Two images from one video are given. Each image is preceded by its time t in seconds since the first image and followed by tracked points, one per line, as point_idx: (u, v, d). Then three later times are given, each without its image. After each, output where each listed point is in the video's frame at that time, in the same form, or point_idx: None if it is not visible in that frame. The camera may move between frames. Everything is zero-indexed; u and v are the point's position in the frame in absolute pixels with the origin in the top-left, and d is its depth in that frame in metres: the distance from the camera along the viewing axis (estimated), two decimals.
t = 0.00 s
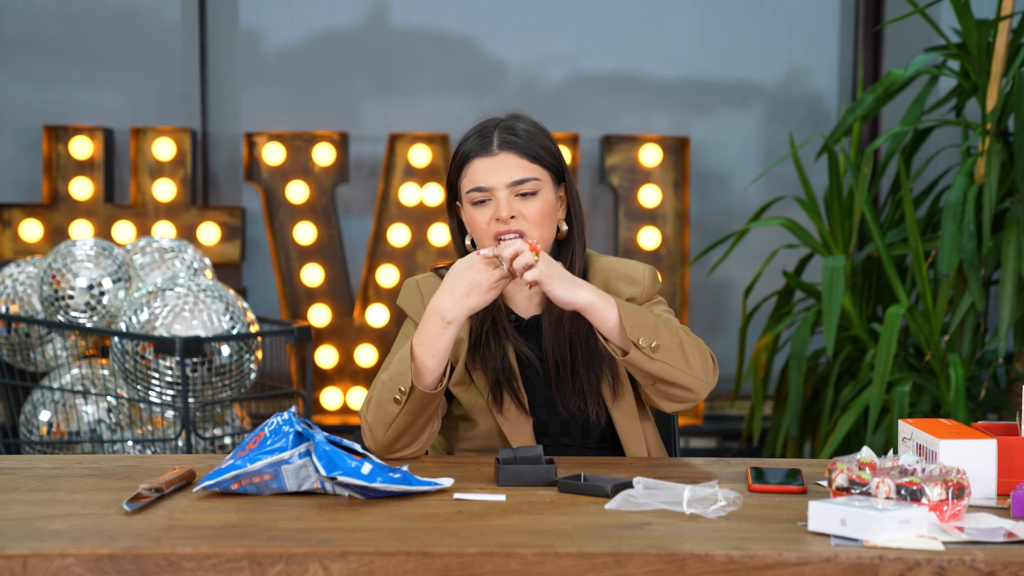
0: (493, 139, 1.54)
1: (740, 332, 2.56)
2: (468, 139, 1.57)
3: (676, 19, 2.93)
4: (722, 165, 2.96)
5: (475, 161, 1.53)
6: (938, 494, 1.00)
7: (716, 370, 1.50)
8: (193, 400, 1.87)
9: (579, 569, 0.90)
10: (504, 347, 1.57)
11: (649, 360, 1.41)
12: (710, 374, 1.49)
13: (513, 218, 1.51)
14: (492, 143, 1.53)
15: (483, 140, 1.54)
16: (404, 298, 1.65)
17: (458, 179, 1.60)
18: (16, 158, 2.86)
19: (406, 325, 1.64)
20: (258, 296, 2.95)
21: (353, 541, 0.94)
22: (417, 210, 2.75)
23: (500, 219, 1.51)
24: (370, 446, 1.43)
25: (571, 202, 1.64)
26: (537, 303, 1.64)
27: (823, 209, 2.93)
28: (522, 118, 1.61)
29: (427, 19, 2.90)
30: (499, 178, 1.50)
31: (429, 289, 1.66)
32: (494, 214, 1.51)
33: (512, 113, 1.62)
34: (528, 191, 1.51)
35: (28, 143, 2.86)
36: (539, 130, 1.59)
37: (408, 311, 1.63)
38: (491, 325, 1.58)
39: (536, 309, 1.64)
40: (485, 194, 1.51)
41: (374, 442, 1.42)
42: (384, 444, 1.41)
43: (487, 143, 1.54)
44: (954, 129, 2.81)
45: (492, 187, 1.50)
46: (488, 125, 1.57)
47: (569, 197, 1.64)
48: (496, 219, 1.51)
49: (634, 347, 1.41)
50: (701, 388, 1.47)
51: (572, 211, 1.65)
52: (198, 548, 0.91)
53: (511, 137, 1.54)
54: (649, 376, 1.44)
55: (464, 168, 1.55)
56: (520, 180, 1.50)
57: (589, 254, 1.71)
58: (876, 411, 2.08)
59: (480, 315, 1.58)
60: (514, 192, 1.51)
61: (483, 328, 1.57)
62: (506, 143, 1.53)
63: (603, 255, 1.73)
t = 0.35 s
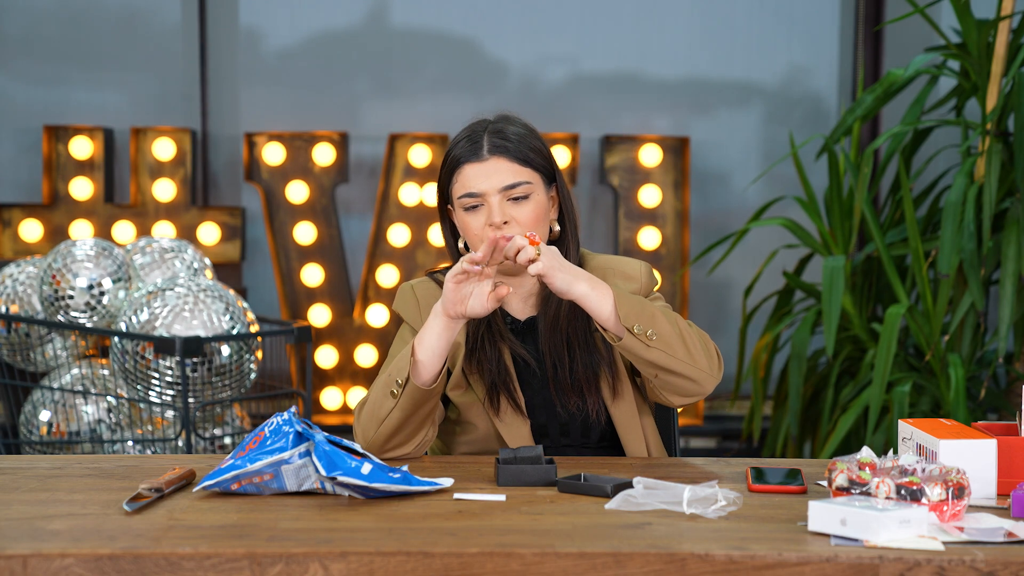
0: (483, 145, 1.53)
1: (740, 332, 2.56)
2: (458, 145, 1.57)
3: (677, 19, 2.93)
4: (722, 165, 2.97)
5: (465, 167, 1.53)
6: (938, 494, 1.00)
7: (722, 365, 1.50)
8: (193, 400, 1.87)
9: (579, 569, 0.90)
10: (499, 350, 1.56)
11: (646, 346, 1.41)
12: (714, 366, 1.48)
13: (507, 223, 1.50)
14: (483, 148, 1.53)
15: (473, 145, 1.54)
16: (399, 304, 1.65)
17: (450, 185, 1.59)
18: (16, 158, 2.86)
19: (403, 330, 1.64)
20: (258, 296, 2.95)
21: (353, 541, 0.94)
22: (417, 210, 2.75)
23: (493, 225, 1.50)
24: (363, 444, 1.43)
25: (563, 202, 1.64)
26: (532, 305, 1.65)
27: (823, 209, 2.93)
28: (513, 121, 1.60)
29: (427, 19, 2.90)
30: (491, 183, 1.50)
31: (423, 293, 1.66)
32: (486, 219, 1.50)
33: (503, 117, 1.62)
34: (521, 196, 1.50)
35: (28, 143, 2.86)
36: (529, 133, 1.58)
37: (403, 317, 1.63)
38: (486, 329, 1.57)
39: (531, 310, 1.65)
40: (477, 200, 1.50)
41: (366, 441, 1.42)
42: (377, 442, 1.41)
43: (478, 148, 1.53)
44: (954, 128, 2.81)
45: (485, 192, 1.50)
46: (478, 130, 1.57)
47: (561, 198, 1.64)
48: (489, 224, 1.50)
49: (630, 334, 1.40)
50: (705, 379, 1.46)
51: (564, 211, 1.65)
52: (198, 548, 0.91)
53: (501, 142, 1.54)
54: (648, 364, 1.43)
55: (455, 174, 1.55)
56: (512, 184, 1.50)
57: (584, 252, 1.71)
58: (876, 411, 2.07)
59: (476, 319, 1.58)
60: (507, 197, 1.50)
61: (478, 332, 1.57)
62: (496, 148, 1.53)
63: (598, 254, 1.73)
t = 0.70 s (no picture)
0: (484, 143, 1.54)
1: (740, 332, 2.56)
2: (459, 143, 1.57)
3: (677, 19, 2.93)
4: (722, 165, 2.96)
5: (466, 165, 1.53)
6: (938, 494, 1.00)
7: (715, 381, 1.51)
8: (193, 400, 1.87)
9: (579, 569, 0.90)
10: (499, 345, 1.57)
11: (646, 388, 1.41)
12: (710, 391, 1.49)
13: (506, 222, 1.49)
14: (484, 147, 1.53)
15: (474, 144, 1.54)
16: (398, 301, 1.65)
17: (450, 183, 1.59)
18: (16, 157, 2.86)
19: (403, 328, 1.64)
20: (257, 296, 2.95)
21: (353, 541, 0.94)
22: (417, 210, 2.75)
23: (492, 224, 1.49)
24: (364, 444, 1.42)
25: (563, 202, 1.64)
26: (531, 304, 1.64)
27: (823, 209, 2.93)
28: (513, 120, 1.60)
29: (427, 19, 2.90)
30: (491, 182, 1.50)
31: (423, 291, 1.66)
32: (486, 218, 1.50)
33: (503, 116, 1.62)
34: (521, 196, 1.50)
35: (28, 144, 2.86)
36: (530, 133, 1.58)
37: (403, 314, 1.63)
38: (487, 324, 1.58)
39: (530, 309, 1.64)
40: (477, 199, 1.50)
41: (367, 440, 1.42)
42: (379, 441, 1.41)
43: (479, 146, 1.53)
44: (954, 129, 2.81)
45: (485, 191, 1.49)
46: (479, 129, 1.57)
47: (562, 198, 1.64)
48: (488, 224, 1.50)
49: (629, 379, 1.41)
50: (705, 406, 1.47)
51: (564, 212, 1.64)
52: (198, 548, 0.91)
53: (502, 141, 1.54)
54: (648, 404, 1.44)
55: (456, 173, 1.55)
56: (512, 184, 1.50)
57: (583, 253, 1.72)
58: (876, 411, 2.07)
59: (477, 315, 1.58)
60: (507, 196, 1.49)
61: (478, 328, 1.58)
62: (497, 147, 1.53)
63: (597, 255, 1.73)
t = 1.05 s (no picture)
0: (492, 142, 1.54)
1: (740, 332, 2.56)
2: (467, 141, 1.57)
3: (677, 19, 2.93)
4: (722, 165, 2.96)
5: (473, 164, 1.53)
6: (938, 494, 1.00)
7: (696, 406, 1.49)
8: (193, 400, 1.87)
9: (579, 569, 0.90)
10: (499, 345, 1.57)
11: (614, 395, 1.41)
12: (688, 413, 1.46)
13: (510, 222, 1.49)
14: (491, 146, 1.53)
15: (482, 142, 1.54)
16: (401, 299, 1.65)
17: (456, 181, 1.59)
18: (16, 158, 2.86)
19: (404, 326, 1.64)
20: (257, 296, 2.95)
21: (353, 541, 0.94)
22: (417, 210, 2.75)
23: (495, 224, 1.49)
24: (364, 443, 1.43)
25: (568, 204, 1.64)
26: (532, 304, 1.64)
27: (823, 209, 2.93)
28: (520, 120, 1.60)
29: (427, 19, 2.90)
30: (497, 181, 1.50)
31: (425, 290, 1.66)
32: (489, 218, 1.49)
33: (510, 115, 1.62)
34: (526, 196, 1.50)
35: (28, 144, 2.86)
36: (538, 134, 1.58)
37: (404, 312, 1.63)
38: (487, 324, 1.58)
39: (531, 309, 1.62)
40: (481, 197, 1.49)
41: (370, 439, 1.42)
42: (383, 442, 1.41)
43: (487, 145, 1.54)
44: (954, 128, 2.81)
45: (490, 190, 1.49)
46: (488, 128, 1.56)
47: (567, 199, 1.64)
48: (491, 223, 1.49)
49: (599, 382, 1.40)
50: (680, 423, 1.45)
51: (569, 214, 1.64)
52: (198, 548, 0.91)
53: (511, 141, 1.54)
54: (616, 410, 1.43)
55: (462, 171, 1.55)
56: (517, 184, 1.49)
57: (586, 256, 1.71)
58: (876, 411, 2.07)
59: (479, 314, 1.58)
60: (512, 196, 1.49)
61: (479, 327, 1.58)
62: (505, 146, 1.53)
63: (600, 257, 1.72)
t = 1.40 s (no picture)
0: (489, 143, 1.53)
1: (740, 332, 2.56)
2: (464, 141, 1.57)
3: (677, 19, 2.93)
4: (723, 165, 2.96)
5: (470, 165, 1.53)
6: (938, 494, 1.00)
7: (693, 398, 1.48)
8: (193, 400, 1.87)
9: (579, 569, 0.90)
10: (497, 343, 1.57)
11: (608, 369, 1.40)
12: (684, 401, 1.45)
13: (507, 223, 1.50)
14: (488, 147, 1.53)
15: (479, 143, 1.54)
16: (400, 299, 1.65)
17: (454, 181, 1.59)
18: (16, 158, 2.86)
19: (403, 326, 1.64)
20: (257, 296, 2.95)
21: (353, 541, 0.94)
22: (417, 210, 2.75)
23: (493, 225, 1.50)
24: (364, 443, 1.42)
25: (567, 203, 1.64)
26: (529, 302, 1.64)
27: (823, 209, 2.93)
28: (517, 119, 1.60)
29: (427, 19, 2.90)
30: (494, 183, 1.50)
31: (424, 290, 1.66)
32: (487, 219, 1.51)
33: (507, 114, 1.62)
34: (523, 197, 1.50)
35: (28, 144, 2.86)
36: (536, 134, 1.58)
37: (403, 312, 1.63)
38: (485, 322, 1.58)
39: (529, 308, 1.63)
40: (479, 199, 1.50)
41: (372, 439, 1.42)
42: (387, 441, 1.41)
43: (483, 146, 1.53)
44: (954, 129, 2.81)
45: (487, 192, 1.50)
46: (485, 128, 1.56)
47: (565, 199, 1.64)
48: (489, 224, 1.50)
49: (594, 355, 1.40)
50: (674, 410, 1.44)
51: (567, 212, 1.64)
52: (198, 548, 0.91)
53: (508, 142, 1.54)
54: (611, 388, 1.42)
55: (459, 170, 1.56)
56: (514, 185, 1.50)
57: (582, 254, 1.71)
58: (876, 411, 2.07)
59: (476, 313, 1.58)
60: (509, 198, 1.50)
61: (477, 325, 1.57)
62: (502, 147, 1.53)
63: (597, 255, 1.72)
